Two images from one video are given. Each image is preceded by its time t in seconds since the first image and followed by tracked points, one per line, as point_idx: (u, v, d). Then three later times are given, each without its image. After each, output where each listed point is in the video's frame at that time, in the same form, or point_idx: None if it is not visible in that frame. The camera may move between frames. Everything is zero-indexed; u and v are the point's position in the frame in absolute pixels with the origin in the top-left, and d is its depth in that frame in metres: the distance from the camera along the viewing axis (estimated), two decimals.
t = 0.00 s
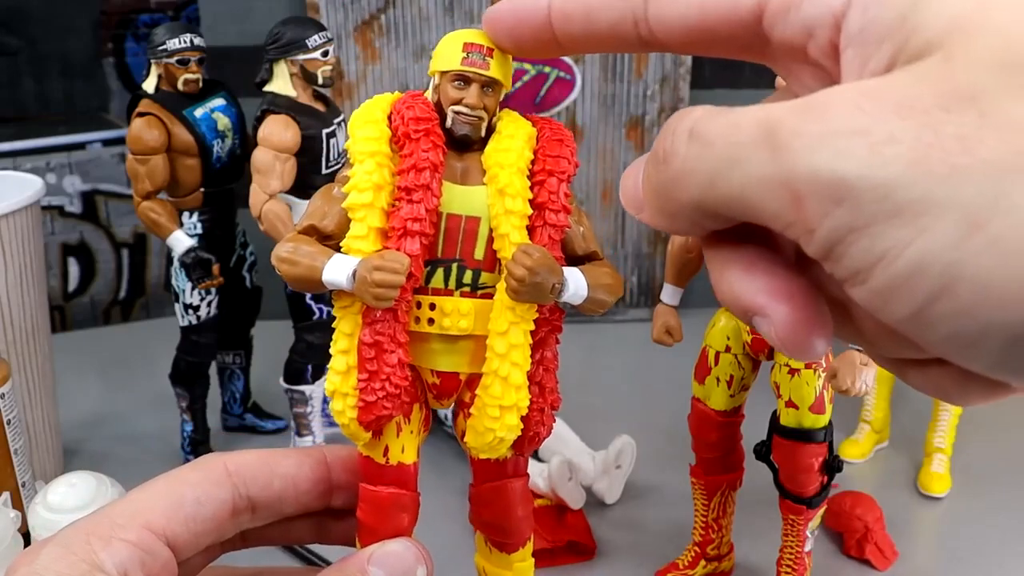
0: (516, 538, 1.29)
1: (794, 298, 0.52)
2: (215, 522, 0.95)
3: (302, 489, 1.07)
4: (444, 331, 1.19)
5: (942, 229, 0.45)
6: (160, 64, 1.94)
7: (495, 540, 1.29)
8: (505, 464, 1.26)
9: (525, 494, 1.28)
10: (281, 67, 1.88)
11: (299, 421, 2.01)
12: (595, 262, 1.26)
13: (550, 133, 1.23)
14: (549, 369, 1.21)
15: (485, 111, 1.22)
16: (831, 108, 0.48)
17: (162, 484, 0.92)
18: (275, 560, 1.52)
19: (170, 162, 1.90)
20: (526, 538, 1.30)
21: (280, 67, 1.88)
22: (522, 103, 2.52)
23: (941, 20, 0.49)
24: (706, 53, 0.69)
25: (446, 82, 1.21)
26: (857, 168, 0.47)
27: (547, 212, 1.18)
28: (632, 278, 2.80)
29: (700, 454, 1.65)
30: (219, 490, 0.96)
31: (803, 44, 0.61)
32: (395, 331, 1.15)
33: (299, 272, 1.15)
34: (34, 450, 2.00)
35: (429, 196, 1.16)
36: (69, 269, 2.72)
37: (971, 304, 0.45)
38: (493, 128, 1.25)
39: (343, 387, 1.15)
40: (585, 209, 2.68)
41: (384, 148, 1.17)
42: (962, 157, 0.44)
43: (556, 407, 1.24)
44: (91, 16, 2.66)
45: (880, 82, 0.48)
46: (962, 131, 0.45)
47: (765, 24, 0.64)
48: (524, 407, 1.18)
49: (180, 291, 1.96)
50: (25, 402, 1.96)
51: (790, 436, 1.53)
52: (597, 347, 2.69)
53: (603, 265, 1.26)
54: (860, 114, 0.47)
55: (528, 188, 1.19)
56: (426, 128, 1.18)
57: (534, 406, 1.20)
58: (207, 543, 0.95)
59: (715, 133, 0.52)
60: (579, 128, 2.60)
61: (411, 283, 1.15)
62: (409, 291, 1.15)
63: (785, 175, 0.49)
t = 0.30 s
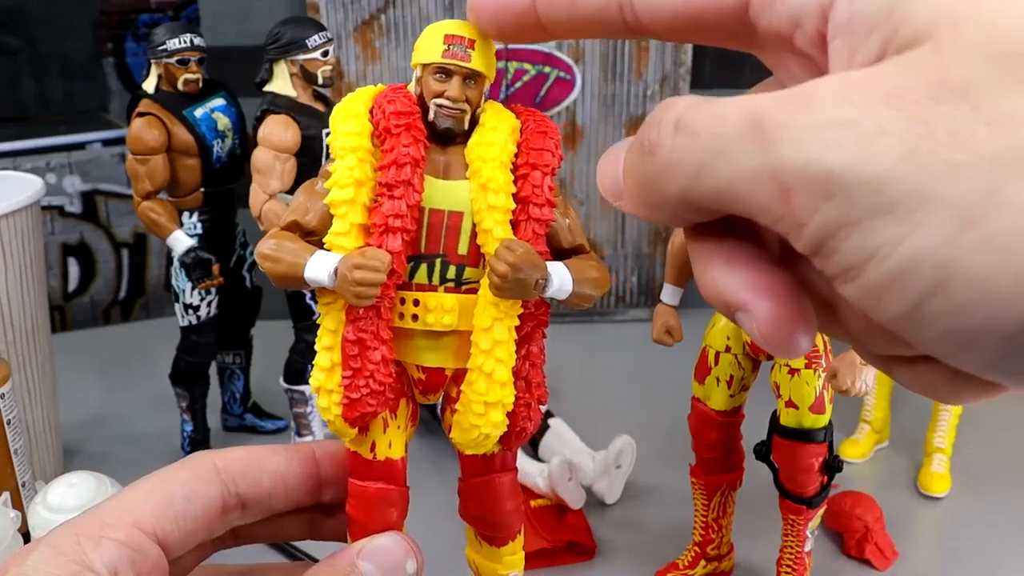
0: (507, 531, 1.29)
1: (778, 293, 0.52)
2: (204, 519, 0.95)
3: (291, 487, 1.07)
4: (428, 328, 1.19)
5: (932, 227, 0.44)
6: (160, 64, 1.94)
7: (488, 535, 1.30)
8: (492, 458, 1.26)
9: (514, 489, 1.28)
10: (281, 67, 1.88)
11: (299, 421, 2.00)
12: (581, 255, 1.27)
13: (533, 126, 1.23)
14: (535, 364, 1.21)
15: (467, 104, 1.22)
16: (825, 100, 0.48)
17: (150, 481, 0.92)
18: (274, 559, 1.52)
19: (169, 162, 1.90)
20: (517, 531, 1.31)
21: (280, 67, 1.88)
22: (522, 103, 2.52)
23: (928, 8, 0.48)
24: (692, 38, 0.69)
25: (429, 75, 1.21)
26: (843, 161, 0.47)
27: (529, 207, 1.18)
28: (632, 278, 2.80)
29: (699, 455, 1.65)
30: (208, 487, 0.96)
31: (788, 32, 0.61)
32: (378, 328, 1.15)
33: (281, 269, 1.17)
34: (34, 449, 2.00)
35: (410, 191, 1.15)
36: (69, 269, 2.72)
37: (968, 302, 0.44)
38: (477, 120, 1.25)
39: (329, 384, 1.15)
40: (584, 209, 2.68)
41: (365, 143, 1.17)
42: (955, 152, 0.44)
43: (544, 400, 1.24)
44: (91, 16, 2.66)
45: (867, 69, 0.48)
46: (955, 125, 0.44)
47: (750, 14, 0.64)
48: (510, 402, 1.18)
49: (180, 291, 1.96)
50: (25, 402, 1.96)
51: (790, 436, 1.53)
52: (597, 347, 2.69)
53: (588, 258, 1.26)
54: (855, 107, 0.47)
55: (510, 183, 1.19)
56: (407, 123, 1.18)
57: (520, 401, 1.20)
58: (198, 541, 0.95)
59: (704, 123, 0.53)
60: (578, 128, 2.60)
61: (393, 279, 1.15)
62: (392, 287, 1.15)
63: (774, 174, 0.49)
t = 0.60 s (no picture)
0: (513, 533, 1.29)
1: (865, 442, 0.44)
2: (209, 519, 0.95)
3: (295, 487, 1.07)
4: (439, 329, 1.19)
5: None
6: (160, 64, 1.94)
7: (493, 537, 1.30)
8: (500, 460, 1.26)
9: (521, 491, 1.28)
10: (281, 67, 1.88)
11: (299, 421, 2.01)
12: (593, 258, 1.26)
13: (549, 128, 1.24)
14: (545, 367, 1.22)
15: (483, 103, 1.22)
16: (933, 320, 0.37)
17: (157, 480, 0.92)
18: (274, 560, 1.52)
19: (170, 162, 1.90)
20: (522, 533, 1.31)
21: (280, 67, 1.89)
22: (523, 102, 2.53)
23: None
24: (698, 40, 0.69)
25: (444, 75, 1.22)
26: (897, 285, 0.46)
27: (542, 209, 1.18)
28: (632, 278, 2.80)
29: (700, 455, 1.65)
30: (214, 487, 0.96)
31: (858, 154, 0.46)
32: (389, 328, 1.16)
33: (292, 266, 1.17)
34: (34, 450, 2.00)
35: (425, 192, 1.15)
36: (69, 269, 2.72)
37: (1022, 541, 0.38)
38: (491, 121, 1.25)
39: (341, 382, 1.16)
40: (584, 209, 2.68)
41: (379, 142, 1.17)
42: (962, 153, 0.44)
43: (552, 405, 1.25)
44: (91, 16, 2.67)
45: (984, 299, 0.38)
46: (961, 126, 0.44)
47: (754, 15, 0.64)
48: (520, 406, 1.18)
49: (180, 291, 1.96)
50: (25, 402, 1.96)
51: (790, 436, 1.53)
52: (597, 347, 2.69)
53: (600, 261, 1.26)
54: (984, 339, 0.36)
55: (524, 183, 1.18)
56: (423, 123, 1.18)
57: (529, 404, 1.20)
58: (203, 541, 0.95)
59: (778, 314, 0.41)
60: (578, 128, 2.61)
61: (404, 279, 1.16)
62: (403, 288, 1.16)
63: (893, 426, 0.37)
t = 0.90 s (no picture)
0: (511, 532, 1.29)
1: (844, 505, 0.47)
2: (208, 519, 0.95)
3: (293, 485, 1.07)
4: (440, 329, 1.19)
5: (971, 546, 0.40)
6: (160, 64, 1.94)
7: (491, 535, 1.30)
8: (499, 460, 1.26)
9: (519, 490, 1.28)
10: (281, 67, 1.88)
11: (299, 421, 2.01)
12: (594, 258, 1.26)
13: (552, 127, 1.23)
14: (545, 366, 1.22)
15: (485, 102, 1.22)
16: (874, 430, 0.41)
17: (155, 481, 0.92)
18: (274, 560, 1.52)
19: (170, 163, 1.90)
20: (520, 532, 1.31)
21: (280, 67, 1.89)
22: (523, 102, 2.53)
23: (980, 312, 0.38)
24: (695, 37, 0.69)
25: (447, 72, 1.22)
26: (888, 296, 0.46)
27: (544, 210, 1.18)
28: (632, 278, 2.80)
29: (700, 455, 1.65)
30: (213, 487, 0.96)
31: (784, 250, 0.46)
32: (389, 328, 1.15)
33: (292, 265, 1.16)
34: (34, 450, 2.00)
35: (426, 192, 1.15)
36: (69, 269, 2.72)
37: None
38: (494, 120, 1.25)
39: (339, 382, 1.15)
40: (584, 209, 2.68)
41: (381, 140, 1.16)
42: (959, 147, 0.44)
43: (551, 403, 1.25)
44: (91, 16, 2.67)
45: (919, 396, 0.41)
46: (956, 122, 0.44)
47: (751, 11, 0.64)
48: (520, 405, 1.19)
49: (180, 291, 1.96)
50: (25, 402, 1.96)
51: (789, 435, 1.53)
52: (597, 347, 2.69)
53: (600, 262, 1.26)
54: (920, 438, 0.40)
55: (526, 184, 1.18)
56: (424, 121, 1.18)
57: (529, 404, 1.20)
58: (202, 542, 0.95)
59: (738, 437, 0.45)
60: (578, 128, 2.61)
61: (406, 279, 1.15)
62: (404, 288, 1.15)
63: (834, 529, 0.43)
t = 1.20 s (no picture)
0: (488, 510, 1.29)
1: None
2: (183, 513, 0.94)
3: (268, 476, 1.07)
4: (399, 306, 1.19)
5: None
6: (160, 64, 1.94)
7: (468, 514, 1.29)
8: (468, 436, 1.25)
9: (492, 465, 1.27)
10: (280, 67, 1.89)
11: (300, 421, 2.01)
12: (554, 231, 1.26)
13: (501, 101, 1.23)
14: (509, 339, 1.21)
15: (434, 80, 1.21)
16: None
17: (127, 477, 0.90)
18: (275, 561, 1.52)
19: (169, 162, 1.90)
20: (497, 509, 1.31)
21: (280, 67, 1.89)
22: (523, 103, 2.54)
23: None
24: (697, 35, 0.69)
25: (395, 53, 1.21)
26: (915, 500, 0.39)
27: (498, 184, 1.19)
28: (632, 278, 2.80)
29: (699, 454, 1.65)
30: (185, 480, 0.95)
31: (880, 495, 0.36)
32: (349, 307, 1.17)
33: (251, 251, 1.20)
34: (34, 449, 1.99)
35: (377, 168, 1.16)
36: (69, 269, 2.72)
37: None
38: (445, 97, 1.24)
39: (304, 364, 1.19)
40: (583, 209, 2.69)
41: (333, 123, 1.18)
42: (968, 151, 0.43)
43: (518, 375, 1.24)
44: (91, 17, 2.67)
45: None
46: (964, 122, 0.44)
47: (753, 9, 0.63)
48: (484, 377, 1.19)
49: (180, 291, 1.97)
50: (25, 402, 1.96)
51: (791, 436, 1.53)
52: (597, 347, 2.69)
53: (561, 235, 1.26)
54: None
55: (478, 157, 1.19)
56: (373, 101, 1.18)
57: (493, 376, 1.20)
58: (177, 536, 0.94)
59: None
60: (579, 128, 2.60)
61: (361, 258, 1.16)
62: (361, 267, 1.17)
63: None
